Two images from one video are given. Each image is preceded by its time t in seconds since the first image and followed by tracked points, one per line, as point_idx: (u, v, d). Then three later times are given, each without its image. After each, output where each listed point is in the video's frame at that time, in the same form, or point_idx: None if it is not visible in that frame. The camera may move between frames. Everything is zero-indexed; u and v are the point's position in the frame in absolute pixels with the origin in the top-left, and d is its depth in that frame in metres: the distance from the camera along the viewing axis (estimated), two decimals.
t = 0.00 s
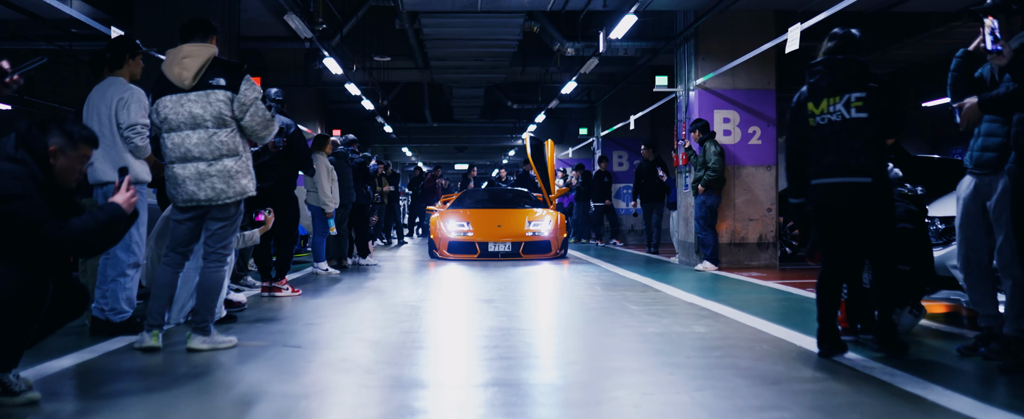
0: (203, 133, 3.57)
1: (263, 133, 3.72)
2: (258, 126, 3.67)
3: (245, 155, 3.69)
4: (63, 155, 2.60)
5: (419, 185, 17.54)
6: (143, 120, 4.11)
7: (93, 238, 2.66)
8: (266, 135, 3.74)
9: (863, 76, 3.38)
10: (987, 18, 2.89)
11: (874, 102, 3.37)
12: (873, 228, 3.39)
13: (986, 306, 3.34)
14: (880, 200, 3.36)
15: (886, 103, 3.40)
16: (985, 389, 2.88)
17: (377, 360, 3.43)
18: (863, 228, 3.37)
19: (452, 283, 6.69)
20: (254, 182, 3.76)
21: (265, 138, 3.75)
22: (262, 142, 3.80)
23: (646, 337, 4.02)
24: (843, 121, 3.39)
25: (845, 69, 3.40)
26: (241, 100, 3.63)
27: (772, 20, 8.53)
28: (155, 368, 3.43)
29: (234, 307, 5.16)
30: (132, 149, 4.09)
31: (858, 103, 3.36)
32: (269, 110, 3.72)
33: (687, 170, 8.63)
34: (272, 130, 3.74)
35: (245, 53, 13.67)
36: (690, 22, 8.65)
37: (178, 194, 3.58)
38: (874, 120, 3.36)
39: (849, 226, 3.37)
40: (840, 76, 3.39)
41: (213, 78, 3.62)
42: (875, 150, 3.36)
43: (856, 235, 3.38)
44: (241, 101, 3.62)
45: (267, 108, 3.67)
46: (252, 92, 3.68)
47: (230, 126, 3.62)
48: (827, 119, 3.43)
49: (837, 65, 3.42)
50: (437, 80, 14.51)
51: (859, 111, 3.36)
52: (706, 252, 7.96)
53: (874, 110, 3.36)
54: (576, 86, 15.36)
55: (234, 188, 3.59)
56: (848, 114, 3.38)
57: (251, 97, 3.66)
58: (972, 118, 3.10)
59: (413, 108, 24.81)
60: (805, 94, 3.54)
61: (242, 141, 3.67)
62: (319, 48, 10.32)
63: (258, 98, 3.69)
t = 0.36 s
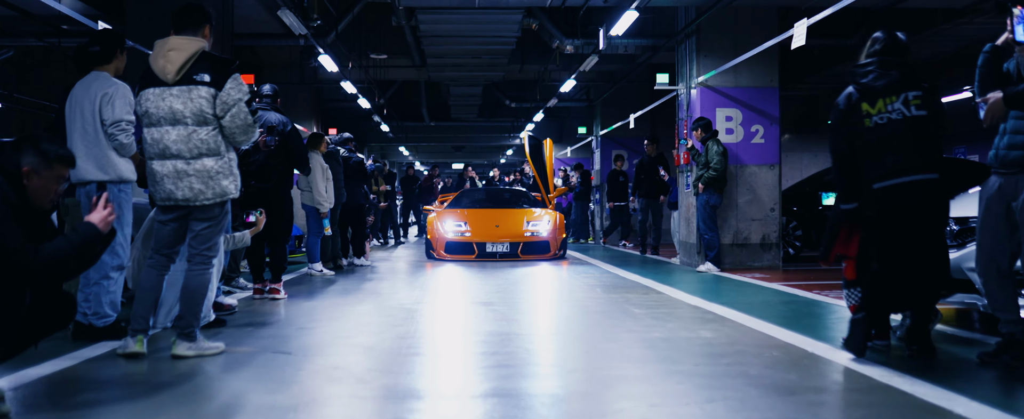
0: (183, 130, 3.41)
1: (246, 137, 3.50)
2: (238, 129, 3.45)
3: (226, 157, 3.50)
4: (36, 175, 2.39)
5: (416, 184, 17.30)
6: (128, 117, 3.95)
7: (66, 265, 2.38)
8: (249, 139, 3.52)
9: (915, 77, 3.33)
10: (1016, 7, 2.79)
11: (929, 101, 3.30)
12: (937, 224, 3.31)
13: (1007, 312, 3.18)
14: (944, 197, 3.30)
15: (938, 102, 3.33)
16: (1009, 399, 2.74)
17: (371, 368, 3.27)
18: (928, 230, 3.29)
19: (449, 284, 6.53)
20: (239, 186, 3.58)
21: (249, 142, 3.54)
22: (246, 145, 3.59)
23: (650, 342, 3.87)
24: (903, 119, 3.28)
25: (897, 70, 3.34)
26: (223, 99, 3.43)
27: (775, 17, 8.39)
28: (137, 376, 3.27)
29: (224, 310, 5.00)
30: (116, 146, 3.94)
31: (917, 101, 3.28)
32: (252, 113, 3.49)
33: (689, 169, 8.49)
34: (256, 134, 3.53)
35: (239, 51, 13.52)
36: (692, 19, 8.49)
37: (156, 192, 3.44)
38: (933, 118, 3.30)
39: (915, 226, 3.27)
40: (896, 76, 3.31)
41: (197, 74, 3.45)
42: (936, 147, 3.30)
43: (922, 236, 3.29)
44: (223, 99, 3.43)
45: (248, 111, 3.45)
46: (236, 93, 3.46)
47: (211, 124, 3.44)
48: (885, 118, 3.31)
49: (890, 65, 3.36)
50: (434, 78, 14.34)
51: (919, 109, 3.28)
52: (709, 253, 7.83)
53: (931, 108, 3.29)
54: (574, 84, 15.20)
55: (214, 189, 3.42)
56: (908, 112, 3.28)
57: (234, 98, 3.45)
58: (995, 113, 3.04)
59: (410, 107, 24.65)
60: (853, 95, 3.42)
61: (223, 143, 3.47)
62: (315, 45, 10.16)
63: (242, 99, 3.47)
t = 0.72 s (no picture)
0: (166, 124, 3.24)
1: (234, 133, 3.33)
2: (227, 126, 3.28)
3: (211, 154, 3.33)
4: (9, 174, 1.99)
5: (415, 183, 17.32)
6: (113, 111, 3.78)
7: (34, 272, 2.06)
8: (236, 136, 3.35)
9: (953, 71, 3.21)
10: None
11: (971, 95, 3.19)
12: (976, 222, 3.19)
13: None
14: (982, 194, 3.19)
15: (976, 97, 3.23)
16: None
17: (367, 374, 3.11)
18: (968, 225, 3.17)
19: (447, 285, 6.37)
20: (224, 184, 3.42)
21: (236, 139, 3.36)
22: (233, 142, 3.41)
23: (657, 346, 3.72)
24: (945, 115, 3.16)
25: (938, 63, 3.22)
26: (210, 92, 3.26)
27: (780, 12, 8.24)
28: (120, 383, 3.11)
29: (215, 312, 4.83)
30: (102, 142, 3.76)
31: (959, 96, 3.16)
32: (240, 108, 3.32)
33: (692, 168, 8.34)
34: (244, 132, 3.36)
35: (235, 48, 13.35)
36: (695, 15, 8.34)
37: (137, 187, 3.27)
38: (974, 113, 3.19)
39: (952, 224, 3.13)
40: (938, 70, 3.19)
41: (184, 65, 3.27)
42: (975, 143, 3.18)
43: (960, 234, 3.16)
44: (209, 92, 3.26)
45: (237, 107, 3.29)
46: (225, 86, 3.30)
47: (196, 119, 3.27)
48: (927, 115, 3.17)
49: (930, 58, 3.23)
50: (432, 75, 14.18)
51: (960, 104, 3.16)
52: (712, 253, 7.69)
53: (971, 102, 3.18)
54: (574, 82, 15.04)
55: (198, 187, 3.26)
56: (950, 108, 3.16)
57: (222, 91, 3.28)
58: None
59: (407, 105, 24.49)
60: (895, 89, 3.26)
61: (209, 139, 3.31)
62: (311, 41, 9.99)
63: (231, 92, 3.30)
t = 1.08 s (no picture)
0: (149, 117, 3.08)
1: (222, 130, 3.15)
2: (213, 121, 3.10)
3: (196, 151, 3.16)
4: None
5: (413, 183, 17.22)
6: (98, 106, 3.60)
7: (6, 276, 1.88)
8: (225, 133, 3.17)
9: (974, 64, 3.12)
10: None
11: (994, 86, 3.12)
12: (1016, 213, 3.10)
13: None
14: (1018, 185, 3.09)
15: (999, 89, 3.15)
16: None
17: (362, 383, 2.95)
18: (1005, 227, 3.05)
19: (446, 287, 6.21)
20: (212, 184, 3.25)
21: (224, 136, 3.18)
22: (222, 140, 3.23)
23: (666, 352, 3.57)
24: (976, 109, 3.07)
25: (960, 58, 3.10)
26: (196, 85, 3.09)
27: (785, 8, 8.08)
28: (101, 391, 2.95)
29: (206, 315, 4.68)
30: (85, 138, 3.58)
31: (985, 89, 3.08)
32: (229, 103, 3.14)
33: (695, 167, 8.18)
34: (235, 132, 3.20)
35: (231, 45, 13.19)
36: (699, 11, 8.18)
37: (117, 185, 3.11)
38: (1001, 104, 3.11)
39: (988, 218, 3.05)
40: (961, 65, 3.07)
41: (171, 57, 3.12)
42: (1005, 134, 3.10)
43: (995, 231, 3.07)
44: (195, 85, 3.09)
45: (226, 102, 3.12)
46: (213, 79, 3.13)
47: (181, 113, 3.10)
48: (958, 110, 3.08)
49: (951, 53, 3.11)
50: (431, 73, 14.01)
51: (987, 98, 3.08)
52: (717, 254, 7.54)
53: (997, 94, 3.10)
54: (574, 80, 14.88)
55: (181, 185, 3.10)
56: (979, 102, 3.08)
57: (209, 84, 3.11)
58: None
59: (406, 104, 24.37)
60: (919, 88, 3.11)
61: (195, 135, 3.14)
62: (307, 37, 9.82)
63: (219, 85, 3.14)
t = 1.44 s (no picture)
0: (135, 110, 2.92)
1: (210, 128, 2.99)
2: (198, 117, 2.94)
3: (182, 149, 3.00)
4: None
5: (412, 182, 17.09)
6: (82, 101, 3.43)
7: None
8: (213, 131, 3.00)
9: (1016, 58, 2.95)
10: None
11: None
12: None
13: None
14: None
15: None
16: None
17: (356, 393, 2.79)
18: None
19: (445, 288, 6.05)
20: (196, 185, 3.09)
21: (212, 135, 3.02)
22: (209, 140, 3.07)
23: (676, 358, 3.41)
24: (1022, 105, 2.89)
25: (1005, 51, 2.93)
26: (185, 79, 2.93)
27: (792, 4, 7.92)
28: (81, 401, 2.78)
29: (197, 319, 4.51)
30: (68, 134, 3.42)
31: None
32: (217, 100, 2.98)
33: (699, 167, 8.03)
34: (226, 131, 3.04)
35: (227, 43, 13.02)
36: (703, 7, 8.01)
37: (96, 180, 2.94)
38: None
39: None
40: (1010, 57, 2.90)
41: (161, 48, 2.95)
42: None
43: None
44: (184, 79, 2.93)
45: (215, 99, 2.96)
46: (202, 74, 2.96)
47: (168, 108, 2.94)
48: (1008, 104, 2.87)
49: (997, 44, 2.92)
50: (429, 72, 13.84)
51: None
52: (722, 255, 7.39)
53: None
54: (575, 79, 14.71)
55: (163, 183, 2.94)
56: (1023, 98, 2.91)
57: (198, 78, 2.95)
58: None
59: (404, 103, 24.22)
60: (968, 77, 2.87)
61: (181, 132, 2.98)
62: (303, 34, 9.61)
63: (209, 80, 2.97)
